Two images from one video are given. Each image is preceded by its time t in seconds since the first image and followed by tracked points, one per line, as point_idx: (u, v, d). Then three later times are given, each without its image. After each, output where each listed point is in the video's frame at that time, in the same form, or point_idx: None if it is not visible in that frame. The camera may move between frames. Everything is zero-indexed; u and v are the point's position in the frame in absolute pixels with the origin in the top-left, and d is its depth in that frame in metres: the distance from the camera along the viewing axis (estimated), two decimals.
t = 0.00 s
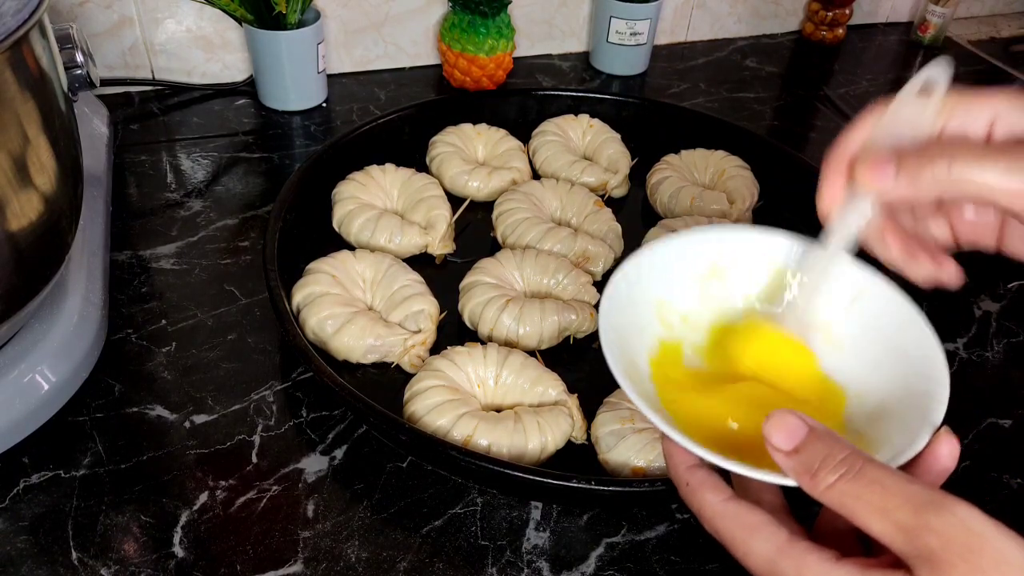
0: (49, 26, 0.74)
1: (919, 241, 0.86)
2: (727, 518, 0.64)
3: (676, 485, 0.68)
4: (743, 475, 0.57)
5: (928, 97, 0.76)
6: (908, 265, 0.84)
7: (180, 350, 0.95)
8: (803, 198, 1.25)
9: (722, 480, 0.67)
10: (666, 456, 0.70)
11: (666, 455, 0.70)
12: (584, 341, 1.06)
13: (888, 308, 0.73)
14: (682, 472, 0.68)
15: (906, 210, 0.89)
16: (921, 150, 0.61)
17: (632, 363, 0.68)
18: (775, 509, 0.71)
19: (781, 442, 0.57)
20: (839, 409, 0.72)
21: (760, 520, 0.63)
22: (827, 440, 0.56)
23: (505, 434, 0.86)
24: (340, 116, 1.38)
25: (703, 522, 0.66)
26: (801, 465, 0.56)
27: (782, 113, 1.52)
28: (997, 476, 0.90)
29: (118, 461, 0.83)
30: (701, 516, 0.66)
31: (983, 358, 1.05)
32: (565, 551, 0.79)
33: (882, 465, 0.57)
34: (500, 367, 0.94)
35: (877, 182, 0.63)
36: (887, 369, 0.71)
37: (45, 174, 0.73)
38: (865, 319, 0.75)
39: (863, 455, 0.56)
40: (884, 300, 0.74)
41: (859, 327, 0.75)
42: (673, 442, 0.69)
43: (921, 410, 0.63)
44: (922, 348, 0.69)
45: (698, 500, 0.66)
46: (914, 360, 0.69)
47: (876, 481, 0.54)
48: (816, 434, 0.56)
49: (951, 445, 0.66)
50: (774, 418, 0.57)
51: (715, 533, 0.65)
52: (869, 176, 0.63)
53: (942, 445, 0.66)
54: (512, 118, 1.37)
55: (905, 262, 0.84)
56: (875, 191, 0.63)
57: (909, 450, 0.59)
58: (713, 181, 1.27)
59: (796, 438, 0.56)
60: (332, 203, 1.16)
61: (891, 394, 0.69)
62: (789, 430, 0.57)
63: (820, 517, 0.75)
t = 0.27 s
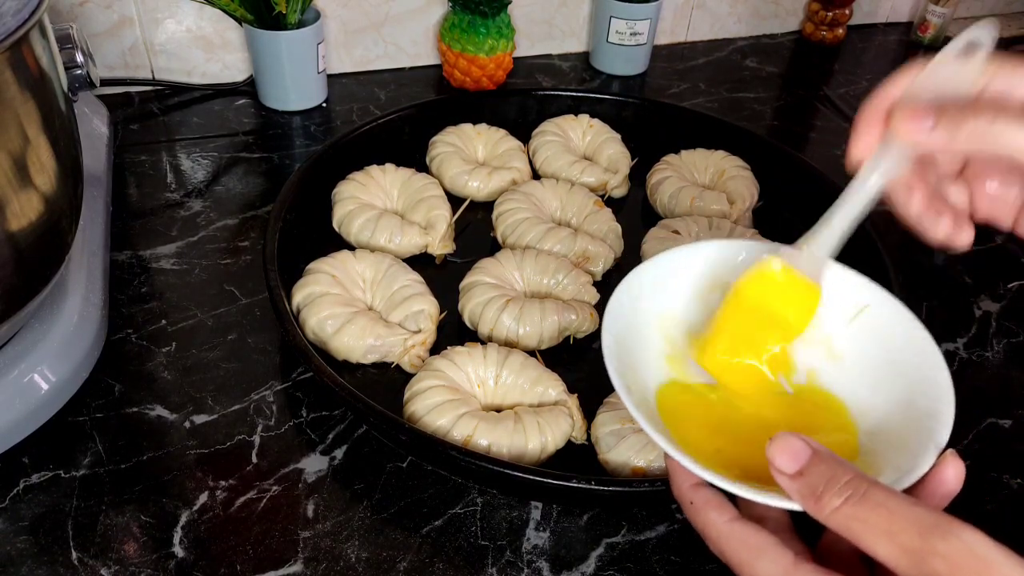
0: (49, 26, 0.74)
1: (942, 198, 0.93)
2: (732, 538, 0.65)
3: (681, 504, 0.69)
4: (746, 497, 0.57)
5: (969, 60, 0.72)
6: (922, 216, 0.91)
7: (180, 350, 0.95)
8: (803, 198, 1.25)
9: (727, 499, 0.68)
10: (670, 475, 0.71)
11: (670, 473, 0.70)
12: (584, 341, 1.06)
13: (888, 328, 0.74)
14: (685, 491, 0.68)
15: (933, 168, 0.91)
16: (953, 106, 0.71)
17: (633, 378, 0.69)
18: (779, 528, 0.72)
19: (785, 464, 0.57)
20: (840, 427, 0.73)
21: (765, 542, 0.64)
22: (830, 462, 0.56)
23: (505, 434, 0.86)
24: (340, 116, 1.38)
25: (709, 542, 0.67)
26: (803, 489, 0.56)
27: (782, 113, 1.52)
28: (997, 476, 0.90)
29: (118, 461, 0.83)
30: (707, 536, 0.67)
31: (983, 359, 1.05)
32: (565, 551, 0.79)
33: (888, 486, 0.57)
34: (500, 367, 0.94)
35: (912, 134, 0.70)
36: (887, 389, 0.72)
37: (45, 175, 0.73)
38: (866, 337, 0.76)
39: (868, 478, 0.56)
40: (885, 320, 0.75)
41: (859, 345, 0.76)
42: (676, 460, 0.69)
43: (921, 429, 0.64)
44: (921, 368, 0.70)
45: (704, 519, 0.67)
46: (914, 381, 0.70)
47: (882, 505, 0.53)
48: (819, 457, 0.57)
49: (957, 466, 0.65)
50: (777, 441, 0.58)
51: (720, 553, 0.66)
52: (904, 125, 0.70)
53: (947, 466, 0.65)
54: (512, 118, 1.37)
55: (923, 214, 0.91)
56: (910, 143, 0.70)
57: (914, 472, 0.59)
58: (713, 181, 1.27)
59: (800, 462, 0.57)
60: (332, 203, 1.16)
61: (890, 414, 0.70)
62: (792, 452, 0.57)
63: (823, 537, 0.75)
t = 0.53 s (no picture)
0: (49, 26, 0.74)
1: (934, 244, 0.91)
2: (733, 535, 0.65)
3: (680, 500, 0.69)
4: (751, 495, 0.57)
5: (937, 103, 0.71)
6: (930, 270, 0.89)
7: (180, 350, 0.95)
8: (803, 198, 1.25)
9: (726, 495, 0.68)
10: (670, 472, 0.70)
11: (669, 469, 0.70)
12: (584, 341, 1.06)
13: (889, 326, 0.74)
14: (687, 487, 0.68)
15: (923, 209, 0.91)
16: (930, 167, 0.69)
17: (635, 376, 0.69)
18: (780, 526, 0.72)
19: (787, 463, 0.56)
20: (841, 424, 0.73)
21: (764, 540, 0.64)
22: (834, 460, 0.55)
23: (505, 434, 0.86)
24: (340, 116, 1.38)
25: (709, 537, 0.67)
26: (808, 488, 0.55)
27: (782, 113, 1.52)
28: (997, 476, 0.90)
29: (118, 461, 0.83)
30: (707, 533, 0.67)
31: (983, 358, 1.05)
32: (565, 551, 0.79)
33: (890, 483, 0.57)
34: (500, 367, 0.94)
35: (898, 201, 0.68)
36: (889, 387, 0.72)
37: (46, 175, 0.73)
38: (865, 334, 0.76)
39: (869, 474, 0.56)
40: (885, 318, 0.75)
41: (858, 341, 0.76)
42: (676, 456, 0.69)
43: (921, 429, 0.65)
44: (921, 368, 0.70)
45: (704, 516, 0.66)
46: (914, 381, 0.70)
47: (885, 503, 0.53)
48: (822, 455, 0.56)
49: (957, 466, 0.66)
50: (779, 440, 0.57)
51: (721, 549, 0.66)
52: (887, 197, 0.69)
53: (948, 466, 0.66)
54: (512, 118, 1.37)
55: (929, 273, 0.89)
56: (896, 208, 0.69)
57: (914, 472, 0.60)
58: (713, 181, 1.27)
59: (802, 459, 0.56)
60: (332, 203, 1.16)
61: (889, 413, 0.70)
62: (795, 451, 0.56)
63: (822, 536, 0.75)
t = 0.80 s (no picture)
0: (49, 26, 0.74)
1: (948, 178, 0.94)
2: (726, 548, 0.64)
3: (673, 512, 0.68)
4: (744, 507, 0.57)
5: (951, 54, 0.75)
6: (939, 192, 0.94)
7: (180, 350, 0.95)
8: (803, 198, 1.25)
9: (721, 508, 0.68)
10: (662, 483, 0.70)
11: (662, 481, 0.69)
12: (584, 341, 1.06)
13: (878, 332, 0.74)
14: (678, 499, 0.67)
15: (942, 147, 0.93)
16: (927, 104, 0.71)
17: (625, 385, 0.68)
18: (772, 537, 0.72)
19: (780, 475, 0.56)
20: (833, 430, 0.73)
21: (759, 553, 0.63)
22: (826, 470, 0.55)
23: (505, 434, 0.86)
24: (340, 116, 1.38)
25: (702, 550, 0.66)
26: (801, 499, 0.55)
27: (781, 113, 1.52)
28: (997, 476, 0.90)
29: (118, 461, 0.83)
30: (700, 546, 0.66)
31: (983, 358, 1.05)
32: (565, 551, 0.79)
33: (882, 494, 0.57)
34: (500, 367, 0.94)
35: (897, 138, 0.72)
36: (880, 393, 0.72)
37: (46, 174, 0.73)
38: (855, 340, 0.76)
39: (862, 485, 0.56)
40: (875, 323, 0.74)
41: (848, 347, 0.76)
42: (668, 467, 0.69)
43: (913, 434, 0.65)
44: (911, 373, 0.70)
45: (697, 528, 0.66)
46: (905, 384, 0.69)
47: (879, 513, 0.53)
48: (815, 465, 0.56)
49: (949, 474, 0.65)
50: (771, 452, 0.57)
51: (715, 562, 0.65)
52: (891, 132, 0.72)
53: (941, 474, 0.65)
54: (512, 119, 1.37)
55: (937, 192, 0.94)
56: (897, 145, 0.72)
57: (908, 479, 0.59)
58: (713, 181, 1.27)
59: (795, 472, 0.56)
60: (332, 203, 1.16)
61: (880, 418, 0.70)
62: (788, 462, 0.56)
63: (816, 546, 0.75)
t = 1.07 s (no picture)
0: (49, 26, 0.74)
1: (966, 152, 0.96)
2: (729, 545, 0.64)
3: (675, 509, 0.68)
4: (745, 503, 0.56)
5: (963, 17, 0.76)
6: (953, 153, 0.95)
7: (180, 350, 0.95)
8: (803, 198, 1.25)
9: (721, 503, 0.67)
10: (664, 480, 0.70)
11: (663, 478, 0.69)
12: (584, 341, 1.06)
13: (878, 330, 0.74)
14: (680, 496, 0.67)
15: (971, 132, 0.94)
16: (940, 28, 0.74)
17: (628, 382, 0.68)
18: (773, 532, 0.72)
19: (781, 470, 0.56)
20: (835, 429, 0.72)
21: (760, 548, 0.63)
22: (828, 466, 0.55)
23: (505, 434, 0.86)
24: (340, 116, 1.38)
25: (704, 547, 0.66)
26: (802, 496, 0.55)
27: (781, 113, 1.52)
28: (997, 476, 0.90)
29: (118, 461, 0.83)
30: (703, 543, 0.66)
31: (983, 358, 1.05)
32: (565, 551, 0.79)
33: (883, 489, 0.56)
34: (500, 367, 0.94)
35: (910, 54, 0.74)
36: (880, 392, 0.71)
37: (45, 174, 0.73)
38: (855, 339, 0.75)
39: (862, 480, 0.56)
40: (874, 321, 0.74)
41: (848, 348, 0.76)
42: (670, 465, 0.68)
43: (913, 431, 0.64)
44: (910, 370, 0.69)
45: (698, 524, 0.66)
46: (906, 382, 0.69)
47: (880, 508, 0.53)
48: (817, 461, 0.55)
49: (949, 469, 0.65)
50: (773, 447, 0.56)
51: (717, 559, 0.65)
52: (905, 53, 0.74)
53: (941, 469, 0.65)
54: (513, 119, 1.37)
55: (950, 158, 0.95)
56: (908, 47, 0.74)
57: (908, 476, 0.59)
58: (713, 181, 1.27)
59: (795, 469, 0.55)
60: (332, 203, 1.16)
61: (881, 417, 0.69)
62: (789, 458, 0.56)
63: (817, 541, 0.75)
